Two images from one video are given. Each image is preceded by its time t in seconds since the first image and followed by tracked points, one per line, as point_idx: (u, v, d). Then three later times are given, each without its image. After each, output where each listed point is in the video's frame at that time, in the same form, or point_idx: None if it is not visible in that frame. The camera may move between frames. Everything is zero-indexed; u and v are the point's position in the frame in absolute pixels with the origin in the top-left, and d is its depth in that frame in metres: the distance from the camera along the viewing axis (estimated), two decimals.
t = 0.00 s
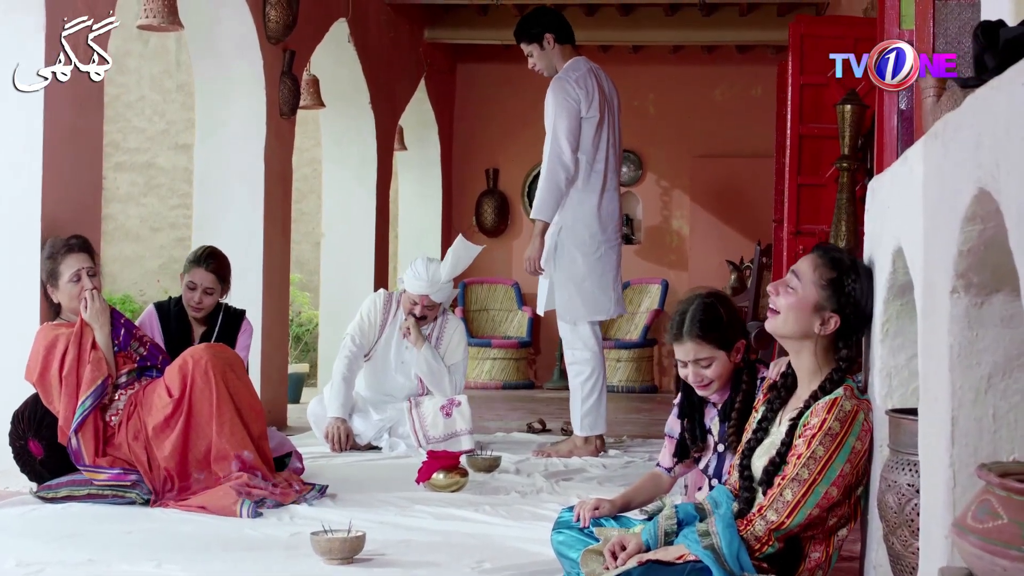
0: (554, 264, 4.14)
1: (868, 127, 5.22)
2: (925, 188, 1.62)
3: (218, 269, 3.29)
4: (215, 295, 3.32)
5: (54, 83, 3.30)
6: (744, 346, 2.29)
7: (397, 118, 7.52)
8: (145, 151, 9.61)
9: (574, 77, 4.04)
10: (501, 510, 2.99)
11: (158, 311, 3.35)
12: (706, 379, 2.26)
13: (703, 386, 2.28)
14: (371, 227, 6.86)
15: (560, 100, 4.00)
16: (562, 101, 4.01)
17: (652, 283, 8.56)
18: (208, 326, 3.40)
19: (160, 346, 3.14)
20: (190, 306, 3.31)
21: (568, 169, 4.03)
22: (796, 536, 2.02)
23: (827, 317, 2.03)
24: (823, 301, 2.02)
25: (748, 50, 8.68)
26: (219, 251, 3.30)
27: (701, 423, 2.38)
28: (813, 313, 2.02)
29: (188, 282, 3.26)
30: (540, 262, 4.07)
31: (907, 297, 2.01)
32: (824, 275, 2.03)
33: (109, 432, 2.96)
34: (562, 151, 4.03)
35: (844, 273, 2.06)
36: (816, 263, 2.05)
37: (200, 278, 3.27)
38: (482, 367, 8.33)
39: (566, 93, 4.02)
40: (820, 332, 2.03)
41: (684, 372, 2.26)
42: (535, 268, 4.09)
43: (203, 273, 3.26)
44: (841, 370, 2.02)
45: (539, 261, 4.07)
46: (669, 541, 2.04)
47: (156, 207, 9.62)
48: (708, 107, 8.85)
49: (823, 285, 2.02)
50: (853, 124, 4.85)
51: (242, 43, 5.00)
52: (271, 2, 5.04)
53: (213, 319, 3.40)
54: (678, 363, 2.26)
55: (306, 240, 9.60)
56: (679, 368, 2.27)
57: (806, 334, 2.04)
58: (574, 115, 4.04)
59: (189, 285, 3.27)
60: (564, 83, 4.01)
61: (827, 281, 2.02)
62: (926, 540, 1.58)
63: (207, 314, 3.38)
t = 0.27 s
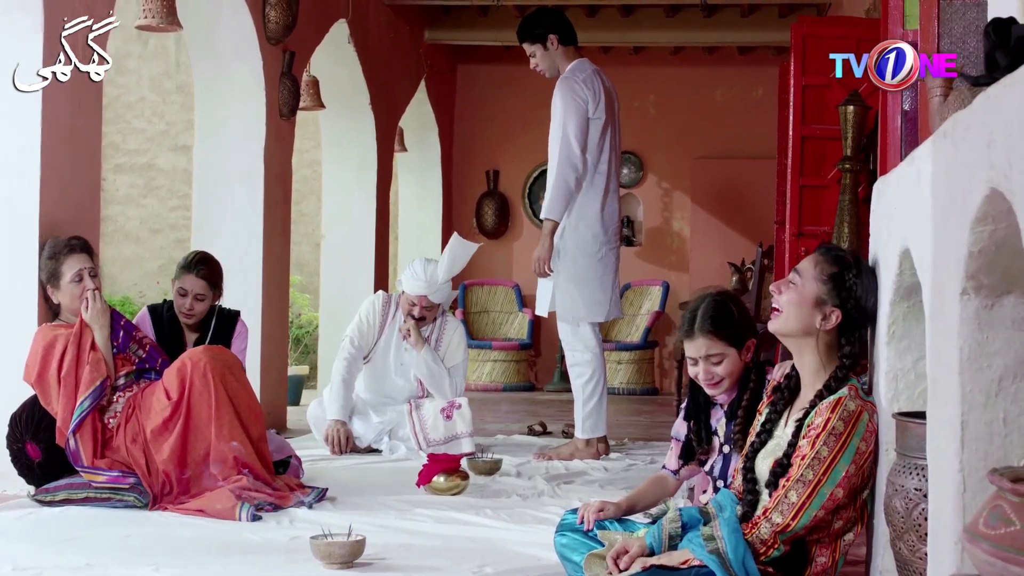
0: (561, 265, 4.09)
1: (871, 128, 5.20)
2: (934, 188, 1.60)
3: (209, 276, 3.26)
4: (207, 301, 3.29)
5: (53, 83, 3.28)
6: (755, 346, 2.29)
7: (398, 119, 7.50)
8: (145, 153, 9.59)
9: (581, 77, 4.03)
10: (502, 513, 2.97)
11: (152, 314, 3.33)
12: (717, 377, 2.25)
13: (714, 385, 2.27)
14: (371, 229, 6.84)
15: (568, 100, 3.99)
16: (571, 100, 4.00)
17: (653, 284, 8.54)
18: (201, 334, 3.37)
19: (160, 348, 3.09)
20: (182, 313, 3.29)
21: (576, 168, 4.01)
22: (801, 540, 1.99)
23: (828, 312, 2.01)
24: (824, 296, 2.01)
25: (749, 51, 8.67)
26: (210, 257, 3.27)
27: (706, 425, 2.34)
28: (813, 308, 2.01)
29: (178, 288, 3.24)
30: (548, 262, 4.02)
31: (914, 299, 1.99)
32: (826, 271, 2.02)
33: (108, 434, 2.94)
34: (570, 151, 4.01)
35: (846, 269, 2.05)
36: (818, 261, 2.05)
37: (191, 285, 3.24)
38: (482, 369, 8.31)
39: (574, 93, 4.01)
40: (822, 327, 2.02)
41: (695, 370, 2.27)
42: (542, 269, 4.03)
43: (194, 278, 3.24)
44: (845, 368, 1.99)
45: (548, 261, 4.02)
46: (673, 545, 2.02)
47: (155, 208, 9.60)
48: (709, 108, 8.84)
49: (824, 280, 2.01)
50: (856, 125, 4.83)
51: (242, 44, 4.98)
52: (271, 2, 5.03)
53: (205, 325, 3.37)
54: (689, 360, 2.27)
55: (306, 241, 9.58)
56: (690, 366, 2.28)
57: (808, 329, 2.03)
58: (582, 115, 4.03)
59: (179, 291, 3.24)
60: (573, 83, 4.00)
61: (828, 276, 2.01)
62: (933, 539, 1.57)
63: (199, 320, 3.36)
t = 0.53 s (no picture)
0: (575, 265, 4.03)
1: (874, 127, 5.17)
2: (942, 186, 1.58)
3: (214, 270, 3.25)
4: (212, 296, 3.27)
5: (53, 83, 3.26)
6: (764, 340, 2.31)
7: (398, 119, 7.47)
8: (145, 152, 9.57)
9: (588, 75, 4.02)
10: (503, 515, 2.94)
11: (154, 312, 3.29)
12: (729, 359, 2.24)
13: (724, 369, 2.25)
14: (372, 228, 6.82)
15: (577, 97, 3.97)
16: (579, 97, 3.98)
17: (654, 284, 8.52)
18: (205, 329, 3.34)
19: (159, 348, 3.06)
20: (187, 307, 3.27)
21: (586, 166, 3.99)
22: (807, 541, 1.97)
23: (831, 305, 2.01)
24: (826, 290, 2.01)
25: (750, 51, 8.64)
26: (216, 252, 3.26)
27: (707, 425, 2.32)
28: (815, 301, 2.01)
29: (184, 282, 3.23)
30: (562, 262, 3.97)
31: (921, 299, 1.97)
32: (828, 265, 2.03)
33: (107, 435, 2.92)
34: (579, 148, 3.99)
35: (848, 264, 2.05)
36: (820, 258, 2.05)
37: (196, 279, 3.22)
38: (483, 369, 8.29)
39: (583, 90, 3.99)
40: (825, 321, 2.02)
41: (707, 352, 2.25)
42: (557, 268, 3.97)
43: (199, 272, 3.22)
44: (848, 362, 2.00)
45: (562, 260, 3.97)
46: (679, 548, 1.99)
47: (155, 208, 9.58)
48: (709, 108, 8.82)
49: (826, 275, 2.01)
50: (858, 124, 4.81)
51: (241, 43, 4.96)
52: (270, 1, 5.00)
53: (209, 321, 3.35)
54: (702, 343, 2.26)
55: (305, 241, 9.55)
56: (701, 349, 2.27)
57: (811, 324, 2.02)
58: (590, 113, 4.02)
59: (185, 284, 3.22)
60: (581, 80, 3.98)
61: (829, 271, 2.02)
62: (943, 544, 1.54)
63: (204, 315, 3.33)
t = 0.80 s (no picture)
0: (580, 261, 4.01)
1: (878, 126, 5.15)
2: (951, 185, 1.56)
3: (222, 266, 3.24)
4: (219, 293, 3.26)
5: (53, 83, 3.24)
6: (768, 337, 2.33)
7: (399, 119, 7.45)
8: (145, 152, 9.56)
9: (595, 73, 4.02)
10: (505, 517, 2.92)
11: (160, 312, 3.28)
12: (743, 349, 2.24)
13: (738, 360, 2.24)
14: (373, 228, 6.80)
15: (585, 94, 3.96)
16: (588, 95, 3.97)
17: (655, 285, 8.50)
18: (211, 327, 3.32)
19: (158, 348, 3.05)
20: (194, 304, 3.24)
21: (595, 163, 3.97)
22: (813, 543, 1.95)
23: (835, 300, 2.00)
24: (829, 285, 2.00)
25: (753, 50, 8.62)
26: (223, 249, 3.25)
27: (709, 429, 2.31)
28: (819, 297, 1.99)
29: (192, 279, 3.21)
30: (565, 258, 3.96)
31: (928, 300, 1.94)
32: (830, 261, 2.02)
33: (106, 436, 2.90)
34: (587, 146, 3.97)
35: (850, 261, 2.04)
36: (822, 257, 2.05)
37: (203, 275, 3.21)
38: (484, 370, 8.28)
39: (590, 88, 3.98)
40: (828, 317, 2.00)
41: (722, 341, 2.24)
42: (558, 263, 3.96)
43: (207, 268, 3.21)
44: (852, 358, 1.97)
45: (564, 256, 3.96)
46: (684, 551, 1.96)
47: (155, 208, 9.56)
48: (711, 107, 8.80)
49: (830, 272, 2.01)
50: (862, 123, 4.80)
51: (241, 43, 4.94)
52: None
53: (216, 319, 3.33)
54: (715, 331, 2.25)
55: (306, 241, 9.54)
56: (715, 339, 2.25)
57: (814, 320, 2.00)
58: (598, 111, 4.01)
59: (192, 281, 3.21)
60: (588, 78, 3.98)
61: (833, 268, 2.01)
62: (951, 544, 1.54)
63: (210, 313, 3.31)
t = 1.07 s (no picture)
0: (592, 259, 3.99)
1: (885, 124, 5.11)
2: (965, 183, 1.53)
3: (223, 266, 3.22)
4: (220, 294, 3.23)
5: (53, 83, 3.22)
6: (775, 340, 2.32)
7: (402, 119, 7.43)
8: (148, 151, 9.55)
9: (606, 70, 4.02)
10: (509, 518, 2.90)
11: (162, 313, 3.26)
12: (753, 346, 2.22)
13: (747, 357, 2.22)
14: (376, 227, 6.78)
15: (598, 91, 3.95)
16: (601, 92, 3.96)
17: (660, 284, 8.48)
18: (213, 328, 3.30)
19: (160, 348, 3.04)
20: (195, 305, 3.23)
21: (607, 160, 3.96)
22: (823, 546, 1.92)
23: (845, 298, 1.97)
24: (839, 283, 1.98)
25: (757, 49, 8.59)
26: (224, 250, 3.23)
27: (711, 429, 2.27)
28: (829, 295, 1.97)
29: (193, 280, 3.19)
30: (575, 254, 3.94)
31: (939, 300, 1.91)
32: (840, 260, 2.00)
33: (107, 437, 2.89)
34: (600, 143, 3.96)
35: (860, 260, 2.02)
36: (831, 257, 2.03)
37: (204, 276, 3.19)
38: (488, 370, 8.25)
39: (602, 85, 3.98)
40: (838, 315, 1.98)
41: (732, 336, 2.23)
42: (568, 260, 3.95)
43: (208, 269, 3.19)
44: (862, 358, 1.94)
45: (574, 252, 3.94)
46: (693, 553, 1.94)
47: (158, 208, 9.54)
48: (715, 106, 8.77)
49: (839, 271, 1.99)
50: (868, 122, 4.77)
51: (243, 42, 4.92)
52: None
53: (218, 319, 3.31)
54: (726, 327, 2.24)
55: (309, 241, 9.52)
56: (725, 334, 2.24)
57: (823, 319, 1.98)
58: (611, 107, 4.00)
59: (193, 282, 3.19)
60: (600, 75, 3.98)
61: (842, 266, 1.99)
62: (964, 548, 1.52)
63: (212, 314, 3.29)
